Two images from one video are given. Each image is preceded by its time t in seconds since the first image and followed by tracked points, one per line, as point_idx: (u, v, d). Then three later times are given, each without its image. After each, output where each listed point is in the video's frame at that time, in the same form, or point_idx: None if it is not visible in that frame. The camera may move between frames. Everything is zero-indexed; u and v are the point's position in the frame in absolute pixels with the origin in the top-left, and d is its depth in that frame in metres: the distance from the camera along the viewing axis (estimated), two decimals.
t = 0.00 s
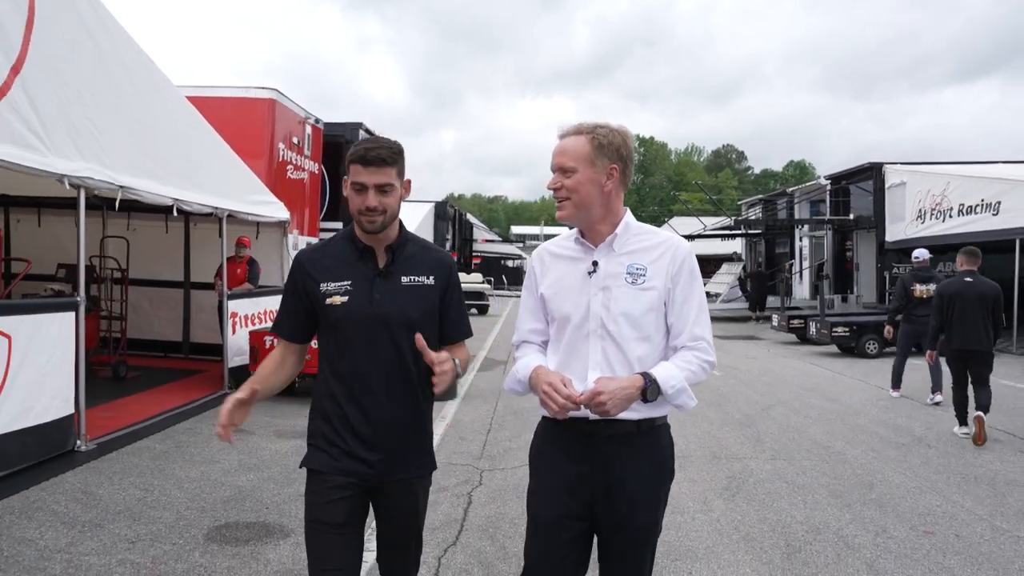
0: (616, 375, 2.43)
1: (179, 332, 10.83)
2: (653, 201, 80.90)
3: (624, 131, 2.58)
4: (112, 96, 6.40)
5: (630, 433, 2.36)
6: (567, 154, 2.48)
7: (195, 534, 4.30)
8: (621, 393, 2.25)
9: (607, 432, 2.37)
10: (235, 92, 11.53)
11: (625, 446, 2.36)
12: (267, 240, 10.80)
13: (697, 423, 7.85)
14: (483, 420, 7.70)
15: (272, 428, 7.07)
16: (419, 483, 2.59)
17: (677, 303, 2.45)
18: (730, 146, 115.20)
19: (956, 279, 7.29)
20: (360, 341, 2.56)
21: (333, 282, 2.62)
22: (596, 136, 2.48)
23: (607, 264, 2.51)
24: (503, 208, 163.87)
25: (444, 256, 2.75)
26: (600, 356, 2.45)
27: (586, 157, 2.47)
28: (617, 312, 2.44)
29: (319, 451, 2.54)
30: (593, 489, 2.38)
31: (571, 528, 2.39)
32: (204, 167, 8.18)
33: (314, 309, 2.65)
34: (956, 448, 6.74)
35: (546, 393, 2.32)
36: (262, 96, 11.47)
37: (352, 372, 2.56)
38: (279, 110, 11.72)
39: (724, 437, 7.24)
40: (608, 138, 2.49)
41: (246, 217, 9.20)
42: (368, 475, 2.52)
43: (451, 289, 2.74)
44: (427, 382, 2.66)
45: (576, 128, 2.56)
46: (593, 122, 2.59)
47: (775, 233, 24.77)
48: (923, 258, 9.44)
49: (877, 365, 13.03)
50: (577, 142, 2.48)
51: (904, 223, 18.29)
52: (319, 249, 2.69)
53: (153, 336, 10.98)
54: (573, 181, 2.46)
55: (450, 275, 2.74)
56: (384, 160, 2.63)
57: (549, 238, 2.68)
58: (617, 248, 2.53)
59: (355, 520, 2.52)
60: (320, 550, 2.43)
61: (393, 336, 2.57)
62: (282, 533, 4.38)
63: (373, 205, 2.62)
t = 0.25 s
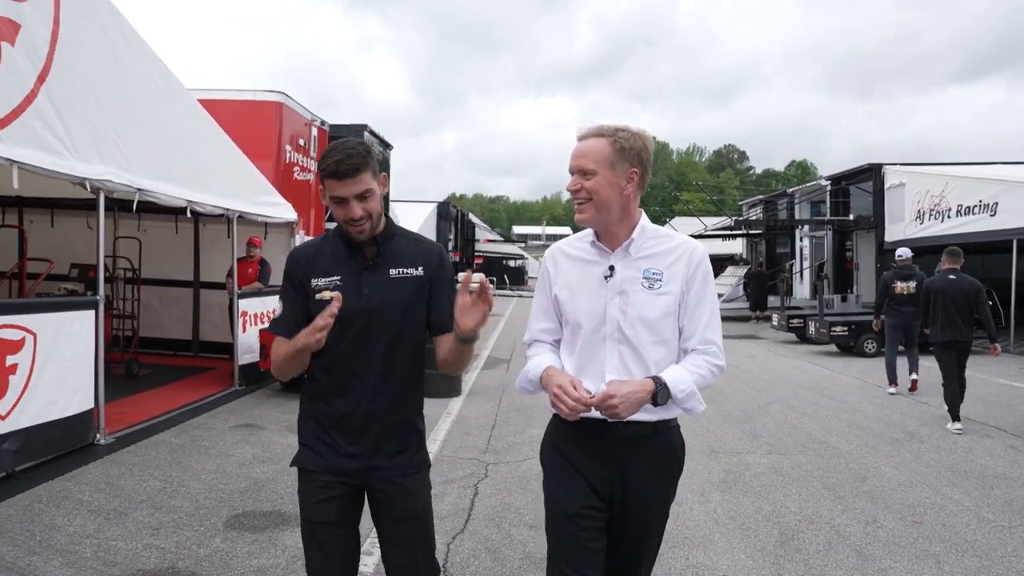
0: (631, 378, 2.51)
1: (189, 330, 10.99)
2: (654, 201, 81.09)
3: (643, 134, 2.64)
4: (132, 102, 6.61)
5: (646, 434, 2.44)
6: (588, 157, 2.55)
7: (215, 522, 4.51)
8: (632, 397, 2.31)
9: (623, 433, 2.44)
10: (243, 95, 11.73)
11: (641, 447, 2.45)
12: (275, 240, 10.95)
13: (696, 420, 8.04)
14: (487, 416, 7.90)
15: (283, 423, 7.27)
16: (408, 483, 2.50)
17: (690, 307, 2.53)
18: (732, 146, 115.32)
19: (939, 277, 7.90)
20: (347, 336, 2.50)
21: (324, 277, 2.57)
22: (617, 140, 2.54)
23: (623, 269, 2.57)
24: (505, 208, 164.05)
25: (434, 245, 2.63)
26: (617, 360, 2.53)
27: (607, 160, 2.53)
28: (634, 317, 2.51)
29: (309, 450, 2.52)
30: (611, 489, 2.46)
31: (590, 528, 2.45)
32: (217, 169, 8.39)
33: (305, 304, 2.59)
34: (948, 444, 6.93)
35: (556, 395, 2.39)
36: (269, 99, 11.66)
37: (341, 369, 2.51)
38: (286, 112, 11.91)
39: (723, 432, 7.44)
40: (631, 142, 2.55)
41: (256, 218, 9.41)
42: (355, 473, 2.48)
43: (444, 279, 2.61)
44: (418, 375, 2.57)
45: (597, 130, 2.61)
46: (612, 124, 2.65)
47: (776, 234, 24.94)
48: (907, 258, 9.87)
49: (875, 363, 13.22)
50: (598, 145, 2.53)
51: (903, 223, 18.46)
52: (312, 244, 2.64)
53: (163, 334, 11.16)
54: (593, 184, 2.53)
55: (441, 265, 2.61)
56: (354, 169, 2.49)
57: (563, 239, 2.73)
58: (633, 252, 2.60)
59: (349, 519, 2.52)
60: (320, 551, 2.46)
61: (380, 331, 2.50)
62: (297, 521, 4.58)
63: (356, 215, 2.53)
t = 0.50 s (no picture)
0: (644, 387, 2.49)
1: (199, 328, 11.21)
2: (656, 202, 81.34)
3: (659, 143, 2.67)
4: (150, 107, 6.82)
5: (658, 441, 2.44)
6: (617, 158, 2.50)
7: (235, 510, 4.73)
8: (649, 405, 2.31)
9: (636, 441, 2.43)
10: (251, 97, 11.94)
11: (655, 453, 2.44)
12: (284, 240, 11.12)
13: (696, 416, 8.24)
14: (492, 413, 8.11)
15: (294, 418, 7.49)
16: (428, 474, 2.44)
17: (700, 314, 2.54)
18: (733, 146, 115.54)
19: (926, 278, 8.53)
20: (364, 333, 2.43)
21: (338, 272, 2.46)
22: (643, 145, 2.54)
23: (634, 277, 2.54)
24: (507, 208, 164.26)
25: (448, 245, 2.60)
26: (629, 368, 2.50)
27: (635, 163, 2.51)
28: (646, 326, 2.49)
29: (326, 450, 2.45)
30: (625, 495, 2.44)
31: (605, 535, 2.43)
32: (231, 171, 8.61)
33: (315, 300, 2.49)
34: (940, 438, 7.13)
35: (568, 405, 2.37)
36: (277, 102, 11.86)
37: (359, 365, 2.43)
38: (293, 115, 12.11)
39: (722, 428, 7.64)
40: (654, 149, 2.55)
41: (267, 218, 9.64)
42: (372, 468, 2.41)
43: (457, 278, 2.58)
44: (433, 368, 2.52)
45: (619, 135, 2.59)
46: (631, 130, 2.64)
47: (776, 234, 25.15)
48: (898, 262, 10.25)
49: (872, 361, 13.42)
50: (628, 148, 2.51)
51: (902, 224, 18.66)
52: (324, 238, 2.53)
53: (173, 333, 11.39)
54: (621, 184, 2.48)
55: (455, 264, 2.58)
56: (385, 166, 2.45)
57: (567, 244, 2.68)
58: (644, 260, 2.57)
59: (369, 513, 2.46)
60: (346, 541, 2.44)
61: (398, 330, 2.44)
62: (313, 509, 4.80)
63: (382, 213, 2.47)
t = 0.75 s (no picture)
0: (653, 383, 2.45)
1: (206, 328, 11.41)
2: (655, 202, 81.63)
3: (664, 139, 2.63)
4: (162, 113, 7.00)
5: (663, 439, 2.37)
6: (630, 152, 2.45)
7: (250, 502, 4.93)
8: (677, 400, 2.27)
9: (642, 440, 2.36)
10: (257, 101, 12.16)
11: (660, 452, 2.37)
12: (289, 241, 11.31)
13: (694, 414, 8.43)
14: (495, 410, 8.31)
15: (302, 416, 7.69)
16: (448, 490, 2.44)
17: (707, 310, 2.52)
18: (732, 147, 115.86)
19: (910, 277, 8.90)
20: (393, 345, 2.43)
21: (368, 282, 2.46)
22: (654, 140, 2.49)
23: (642, 272, 2.50)
24: (507, 208, 164.48)
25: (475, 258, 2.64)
26: (637, 365, 2.45)
27: (648, 157, 2.46)
28: (655, 321, 2.46)
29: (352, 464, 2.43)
30: (630, 496, 2.36)
31: (610, 538, 2.37)
32: (240, 174, 8.81)
33: (343, 311, 2.47)
34: (930, 434, 7.33)
35: (591, 400, 2.25)
36: (282, 105, 12.08)
37: (386, 378, 2.43)
38: (297, 118, 12.31)
39: (719, 424, 7.84)
40: (666, 145, 2.53)
41: (274, 221, 9.85)
42: (397, 481, 2.41)
43: (483, 293, 2.63)
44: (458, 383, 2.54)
45: (626, 129, 2.53)
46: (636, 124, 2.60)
47: (775, 234, 25.36)
48: (889, 262, 10.50)
49: (868, 360, 13.62)
50: (642, 142, 2.46)
51: (898, 225, 18.87)
52: (354, 247, 2.51)
53: (180, 333, 11.58)
54: (638, 178, 2.43)
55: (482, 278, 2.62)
56: (436, 169, 2.47)
57: (568, 239, 2.59)
58: (651, 255, 2.53)
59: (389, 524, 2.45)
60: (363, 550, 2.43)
61: (426, 343, 2.45)
62: (326, 501, 5.01)
63: (428, 217, 2.48)
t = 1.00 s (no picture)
0: (654, 377, 2.48)
1: (213, 327, 11.61)
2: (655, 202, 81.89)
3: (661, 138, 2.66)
4: (174, 118, 7.21)
5: (661, 433, 2.42)
6: (626, 153, 2.48)
7: (263, 492, 5.15)
8: (701, 397, 2.30)
9: (641, 433, 2.41)
10: (261, 104, 12.37)
11: (659, 445, 2.42)
12: (294, 242, 11.51)
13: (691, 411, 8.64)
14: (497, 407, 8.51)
15: (309, 412, 7.90)
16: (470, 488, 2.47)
17: (704, 306, 2.59)
18: (732, 147, 116.11)
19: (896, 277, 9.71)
20: (418, 335, 2.48)
21: (395, 272, 2.52)
22: (650, 139, 2.52)
23: (642, 269, 2.54)
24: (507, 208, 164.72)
25: (507, 256, 2.66)
26: (639, 362, 2.49)
27: (643, 158, 2.49)
28: (656, 317, 2.50)
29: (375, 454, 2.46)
30: (631, 487, 2.41)
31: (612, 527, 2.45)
32: (248, 177, 9.02)
33: (371, 301, 2.54)
34: (919, 430, 7.55)
35: (605, 393, 2.26)
36: (286, 108, 12.28)
37: (409, 368, 2.48)
38: (302, 120, 12.52)
39: (715, 420, 8.05)
40: (663, 144, 2.56)
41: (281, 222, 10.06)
42: (420, 475, 2.43)
43: (512, 290, 2.66)
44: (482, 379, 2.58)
45: (619, 128, 2.55)
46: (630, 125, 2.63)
47: (773, 235, 25.59)
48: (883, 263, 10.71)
49: (863, 359, 13.84)
50: (637, 143, 2.49)
51: (895, 225, 19.07)
52: (383, 239, 2.59)
53: (187, 331, 11.78)
54: (635, 181, 2.46)
55: (512, 276, 2.65)
56: (461, 152, 2.57)
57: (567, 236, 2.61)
58: (650, 252, 2.58)
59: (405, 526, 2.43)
60: (370, 552, 2.36)
61: (451, 335, 2.50)
62: (336, 491, 5.22)
63: (451, 197, 2.55)
